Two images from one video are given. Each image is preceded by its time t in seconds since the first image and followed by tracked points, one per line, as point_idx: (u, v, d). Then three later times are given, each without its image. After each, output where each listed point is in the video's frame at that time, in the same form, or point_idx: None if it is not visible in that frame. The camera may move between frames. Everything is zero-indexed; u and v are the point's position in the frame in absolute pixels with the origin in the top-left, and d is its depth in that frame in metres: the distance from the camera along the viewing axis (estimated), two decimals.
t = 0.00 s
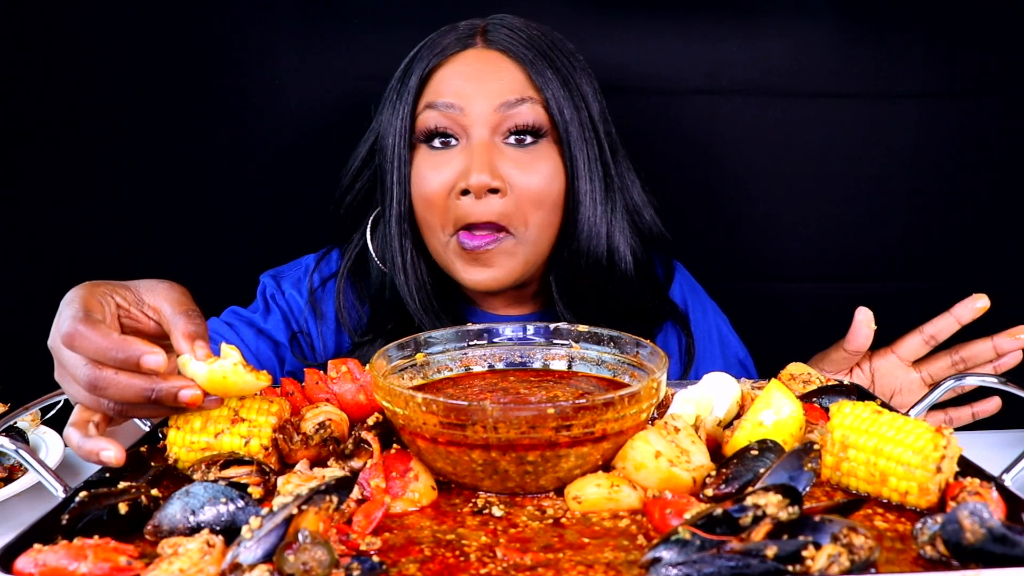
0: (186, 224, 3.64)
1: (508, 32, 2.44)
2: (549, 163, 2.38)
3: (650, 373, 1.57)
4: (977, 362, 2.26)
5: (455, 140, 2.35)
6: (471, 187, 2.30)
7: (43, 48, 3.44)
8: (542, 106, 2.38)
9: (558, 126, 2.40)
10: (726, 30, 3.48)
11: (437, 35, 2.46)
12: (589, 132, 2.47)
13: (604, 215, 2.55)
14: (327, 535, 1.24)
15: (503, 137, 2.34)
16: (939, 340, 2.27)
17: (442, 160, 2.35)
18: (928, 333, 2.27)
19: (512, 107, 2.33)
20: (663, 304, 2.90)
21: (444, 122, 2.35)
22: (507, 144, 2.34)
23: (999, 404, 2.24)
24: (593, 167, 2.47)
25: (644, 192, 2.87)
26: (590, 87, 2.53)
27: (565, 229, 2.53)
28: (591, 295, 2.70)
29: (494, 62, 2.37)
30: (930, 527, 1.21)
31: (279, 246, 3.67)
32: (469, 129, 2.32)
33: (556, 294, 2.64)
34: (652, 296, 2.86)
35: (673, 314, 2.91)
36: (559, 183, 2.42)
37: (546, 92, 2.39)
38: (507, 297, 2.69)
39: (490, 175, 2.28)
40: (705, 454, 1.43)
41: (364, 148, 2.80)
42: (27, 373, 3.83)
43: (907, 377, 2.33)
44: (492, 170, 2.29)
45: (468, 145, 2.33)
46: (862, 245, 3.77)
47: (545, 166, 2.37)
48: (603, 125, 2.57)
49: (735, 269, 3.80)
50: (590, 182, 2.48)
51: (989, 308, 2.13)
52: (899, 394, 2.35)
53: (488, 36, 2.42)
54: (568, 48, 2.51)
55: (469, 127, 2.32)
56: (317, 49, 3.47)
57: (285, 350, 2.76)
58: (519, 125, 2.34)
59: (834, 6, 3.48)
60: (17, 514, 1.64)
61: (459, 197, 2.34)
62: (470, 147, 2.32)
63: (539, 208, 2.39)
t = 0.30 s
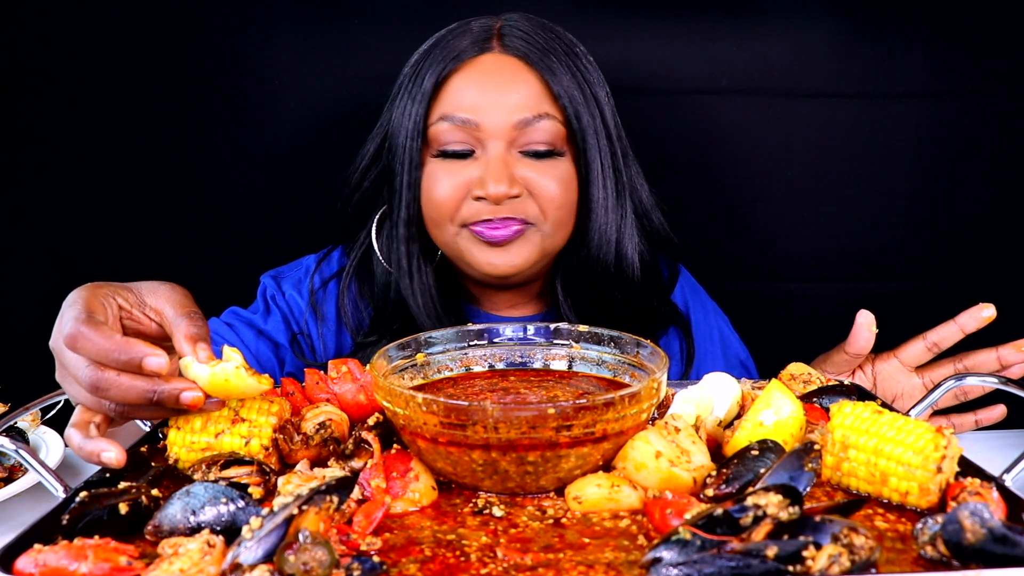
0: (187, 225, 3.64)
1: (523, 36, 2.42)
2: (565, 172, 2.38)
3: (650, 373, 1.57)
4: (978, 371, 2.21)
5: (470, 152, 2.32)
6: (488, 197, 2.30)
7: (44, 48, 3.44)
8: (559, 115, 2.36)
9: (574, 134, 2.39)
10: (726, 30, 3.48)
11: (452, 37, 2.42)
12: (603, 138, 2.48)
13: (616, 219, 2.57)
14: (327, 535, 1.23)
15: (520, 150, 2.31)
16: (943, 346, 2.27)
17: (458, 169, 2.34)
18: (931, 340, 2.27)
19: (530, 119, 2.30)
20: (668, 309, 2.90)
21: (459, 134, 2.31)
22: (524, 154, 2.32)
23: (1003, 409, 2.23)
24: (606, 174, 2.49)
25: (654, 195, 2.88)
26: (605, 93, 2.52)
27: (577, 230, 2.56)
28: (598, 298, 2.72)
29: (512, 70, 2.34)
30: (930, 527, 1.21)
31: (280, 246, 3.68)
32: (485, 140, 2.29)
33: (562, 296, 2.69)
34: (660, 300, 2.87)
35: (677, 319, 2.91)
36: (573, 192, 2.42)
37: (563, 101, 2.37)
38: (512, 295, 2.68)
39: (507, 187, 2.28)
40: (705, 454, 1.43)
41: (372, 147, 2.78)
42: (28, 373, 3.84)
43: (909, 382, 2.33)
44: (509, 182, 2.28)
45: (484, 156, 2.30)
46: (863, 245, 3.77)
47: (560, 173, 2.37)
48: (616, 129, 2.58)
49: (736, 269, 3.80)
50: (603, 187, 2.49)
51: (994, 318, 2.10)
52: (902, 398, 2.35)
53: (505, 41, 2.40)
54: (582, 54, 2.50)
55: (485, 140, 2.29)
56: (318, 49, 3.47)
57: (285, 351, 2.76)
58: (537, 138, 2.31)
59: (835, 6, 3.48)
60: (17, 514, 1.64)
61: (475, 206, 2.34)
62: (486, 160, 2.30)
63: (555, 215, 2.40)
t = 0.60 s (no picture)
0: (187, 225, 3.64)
1: (539, 39, 2.42)
2: (573, 177, 2.38)
3: (650, 373, 1.57)
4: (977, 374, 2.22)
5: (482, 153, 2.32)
6: (497, 201, 2.30)
7: (44, 48, 3.44)
8: (571, 122, 2.36)
9: (586, 141, 2.40)
10: (726, 31, 3.49)
11: (472, 37, 2.41)
12: (615, 145, 2.49)
13: (625, 225, 2.59)
14: (327, 535, 1.23)
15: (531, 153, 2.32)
16: (942, 348, 2.28)
17: (469, 170, 2.34)
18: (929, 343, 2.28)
19: (543, 125, 2.30)
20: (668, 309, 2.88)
21: (473, 135, 2.31)
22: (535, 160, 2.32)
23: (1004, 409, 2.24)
24: (616, 181, 2.50)
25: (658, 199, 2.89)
26: (616, 99, 2.52)
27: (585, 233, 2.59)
28: (601, 301, 2.72)
29: (528, 74, 2.34)
30: (930, 527, 1.21)
31: (279, 246, 3.68)
32: (496, 143, 2.29)
33: (562, 298, 2.68)
34: (663, 303, 2.86)
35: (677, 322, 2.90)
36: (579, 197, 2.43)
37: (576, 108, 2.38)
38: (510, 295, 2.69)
39: (517, 191, 2.28)
40: (705, 454, 1.43)
41: (383, 139, 2.76)
42: (28, 374, 3.84)
43: (909, 385, 2.34)
44: (519, 186, 2.28)
45: (495, 159, 2.30)
46: (862, 246, 3.77)
47: (569, 179, 2.37)
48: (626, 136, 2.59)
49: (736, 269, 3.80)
50: (613, 193, 2.51)
51: (994, 323, 2.11)
52: (901, 400, 2.35)
53: (522, 43, 2.40)
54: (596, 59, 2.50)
55: (498, 143, 2.29)
56: (318, 49, 3.47)
57: (285, 350, 2.75)
58: (549, 143, 2.31)
59: (834, 7, 3.49)
60: (18, 514, 1.64)
61: (484, 208, 2.34)
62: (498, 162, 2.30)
63: (560, 221, 2.40)
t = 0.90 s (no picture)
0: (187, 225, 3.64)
1: (533, 40, 2.41)
2: (554, 175, 2.38)
3: (650, 373, 1.57)
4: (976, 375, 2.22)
5: (463, 145, 2.35)
6: (473, 193, 2.31)
7: (44, 48, 3.44)
8: (554, 121, 2.36)
9: (568, 141, 2.38)
10: (726, 31, 3.48)
11: (464, 34, 2.43)
12: (602, 146, 2.46)
13: (612, 226, 2.56)
14: (327, 535, 1.24)
15: (511, 149, 2.33)
16: (942, 349, 2.29)
17: (449, 162, 2.36)
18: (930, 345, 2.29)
19: (523, 121, 2.31)
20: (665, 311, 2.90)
21: (456, 128, 2.34)
22: (514, 155, 2.33)
23: (1002, 409, 2.24)
24: (603, 181, 2.47)
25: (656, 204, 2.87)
26: (608, 100, 2.51)
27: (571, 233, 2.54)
28: (593, 301, 2.70)
29: (514, 71, 2.34)
30: (930, 527, 1.21)
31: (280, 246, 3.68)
32: (478, 138, 2.32)
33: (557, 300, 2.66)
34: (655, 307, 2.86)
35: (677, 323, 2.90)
36: (561, 197, 2.41)
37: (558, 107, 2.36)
38: (504, 293, 2.68)
39: (492, 184, 2.29)
40: (705, 454, 1.43)
41: (381, 134, 2.78)
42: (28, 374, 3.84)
43: (908, 385, 2.34)
44: (494, 179, 2.29)
45: (475, 152, 2.33)
46: (862, 246, 3.77)
47: (550, 178, 2.37)
48: (619, 139, 2.57)
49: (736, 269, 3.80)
50: (598, 194, 2.47)
51: (994, 324, 2.11)
52: (901, 401, 2.35)
53: (512, 42, 2.39)
54: (592, 60, 2.49)
55: (478, 136, 2.32)
56: (317, 49, 3.47)
57: (285, 348, 2.75)
58: (528, 139, 2.32)
59: (834, 7, 3.48)
60: (18, 514, 1.64)
61: (462, 201, 2.35)
62: (477, 155, 2.32)
63: (538, 219, 2.38)
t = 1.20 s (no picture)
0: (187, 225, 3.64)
1: (523, 37, 2.42)
2: (543, 171, 2.37)
3: (650, 373, 1.57)
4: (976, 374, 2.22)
5: (454, 140, 2.36)
6: (462, 187, 2.30)
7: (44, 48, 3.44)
8: (543, 116, 2.36)
9: (557, 136, 2.38)
10: (726, 31, 3.49)
11: (456, 32, 2.45)
12: (592, 143, 2.45)
13: (601, 222, 2.54)
14: (327, 535, 1.24)
15: (501, 143, 2.33)
16: (941, 348, 2.29)
17: (440, 158, 2.36)
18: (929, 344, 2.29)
19: (511, 116, 2.31)
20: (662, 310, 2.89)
21: (446, 124, 2.36)
22: (503, 149, 2.33)
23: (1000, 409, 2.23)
24: (592, 177, 2.45)
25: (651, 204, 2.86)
26: (600, 98, 2.51)
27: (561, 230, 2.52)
28: (586, 297, 2.68)
29: (503, 67, 2.35)
30: (930, 527, 1.21)
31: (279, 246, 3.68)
32: (468, 133, 2.33)
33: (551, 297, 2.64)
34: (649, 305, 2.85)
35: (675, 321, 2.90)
36: (550, 191, 2.40)
37: (547, 104, 2.36)
38: (500, 293, 2.67)
39: (480, 177, 2.28)
40: (705, 454, 1.43)
41: (377, 134, 2.81)
42: (28, 374, 3.83)
43: (907, 384, 2.34)
44: (482, 172, 2.28)
45: (464, 147, 2.33)
46: (862, 246, 3.77)
47: (539, 173, 2.36)
48: (610, 137, 2.56)
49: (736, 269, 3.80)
50: (587, 190, 2.46)
51: (994, 323, 2.12)
52: (901, 400, 2.35)
53: (502, 39, 2.40)
54: (584, 58, 2.50)
55: (468, 132, 2.33)
56: (318, 49, 3.47)
57: (284, 348, 2.74)
58: (517, 133, 2.32)
59: (834, 7, 3.49)
60: (18, 514, 1.64)
61: (451, 195, 2.34)
62: (466, 150, 2.33)
63: (527, 214, 2.36)
